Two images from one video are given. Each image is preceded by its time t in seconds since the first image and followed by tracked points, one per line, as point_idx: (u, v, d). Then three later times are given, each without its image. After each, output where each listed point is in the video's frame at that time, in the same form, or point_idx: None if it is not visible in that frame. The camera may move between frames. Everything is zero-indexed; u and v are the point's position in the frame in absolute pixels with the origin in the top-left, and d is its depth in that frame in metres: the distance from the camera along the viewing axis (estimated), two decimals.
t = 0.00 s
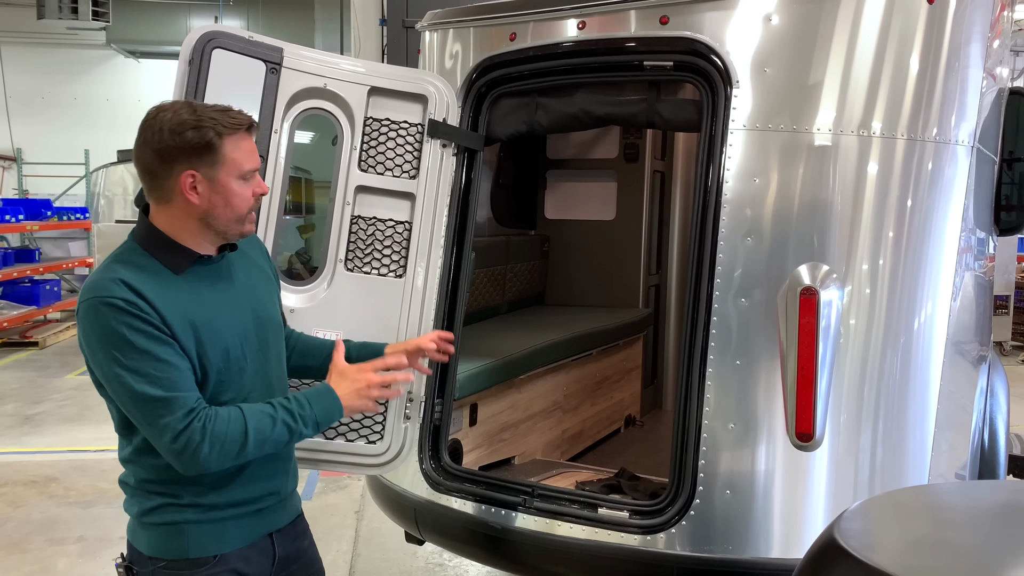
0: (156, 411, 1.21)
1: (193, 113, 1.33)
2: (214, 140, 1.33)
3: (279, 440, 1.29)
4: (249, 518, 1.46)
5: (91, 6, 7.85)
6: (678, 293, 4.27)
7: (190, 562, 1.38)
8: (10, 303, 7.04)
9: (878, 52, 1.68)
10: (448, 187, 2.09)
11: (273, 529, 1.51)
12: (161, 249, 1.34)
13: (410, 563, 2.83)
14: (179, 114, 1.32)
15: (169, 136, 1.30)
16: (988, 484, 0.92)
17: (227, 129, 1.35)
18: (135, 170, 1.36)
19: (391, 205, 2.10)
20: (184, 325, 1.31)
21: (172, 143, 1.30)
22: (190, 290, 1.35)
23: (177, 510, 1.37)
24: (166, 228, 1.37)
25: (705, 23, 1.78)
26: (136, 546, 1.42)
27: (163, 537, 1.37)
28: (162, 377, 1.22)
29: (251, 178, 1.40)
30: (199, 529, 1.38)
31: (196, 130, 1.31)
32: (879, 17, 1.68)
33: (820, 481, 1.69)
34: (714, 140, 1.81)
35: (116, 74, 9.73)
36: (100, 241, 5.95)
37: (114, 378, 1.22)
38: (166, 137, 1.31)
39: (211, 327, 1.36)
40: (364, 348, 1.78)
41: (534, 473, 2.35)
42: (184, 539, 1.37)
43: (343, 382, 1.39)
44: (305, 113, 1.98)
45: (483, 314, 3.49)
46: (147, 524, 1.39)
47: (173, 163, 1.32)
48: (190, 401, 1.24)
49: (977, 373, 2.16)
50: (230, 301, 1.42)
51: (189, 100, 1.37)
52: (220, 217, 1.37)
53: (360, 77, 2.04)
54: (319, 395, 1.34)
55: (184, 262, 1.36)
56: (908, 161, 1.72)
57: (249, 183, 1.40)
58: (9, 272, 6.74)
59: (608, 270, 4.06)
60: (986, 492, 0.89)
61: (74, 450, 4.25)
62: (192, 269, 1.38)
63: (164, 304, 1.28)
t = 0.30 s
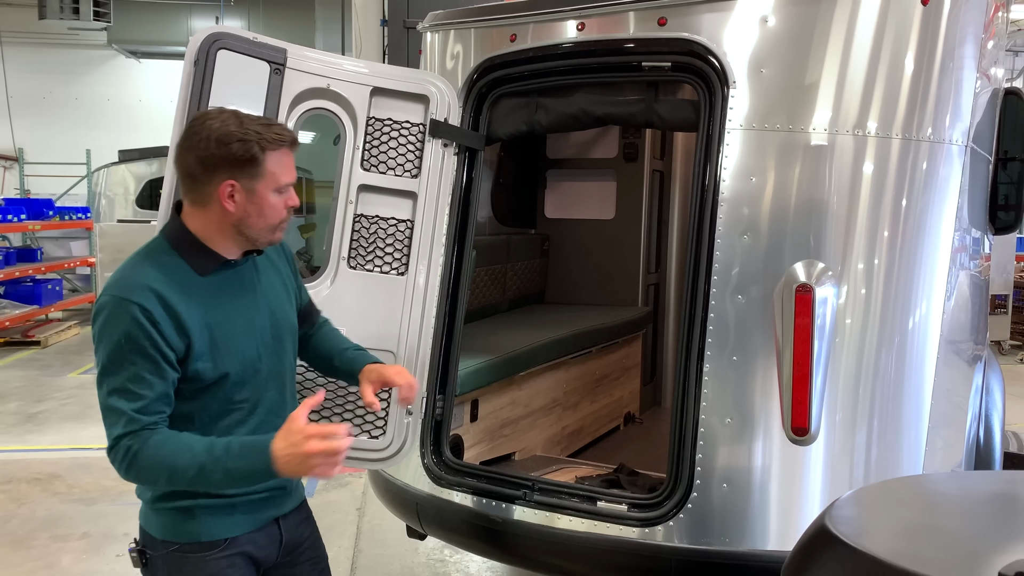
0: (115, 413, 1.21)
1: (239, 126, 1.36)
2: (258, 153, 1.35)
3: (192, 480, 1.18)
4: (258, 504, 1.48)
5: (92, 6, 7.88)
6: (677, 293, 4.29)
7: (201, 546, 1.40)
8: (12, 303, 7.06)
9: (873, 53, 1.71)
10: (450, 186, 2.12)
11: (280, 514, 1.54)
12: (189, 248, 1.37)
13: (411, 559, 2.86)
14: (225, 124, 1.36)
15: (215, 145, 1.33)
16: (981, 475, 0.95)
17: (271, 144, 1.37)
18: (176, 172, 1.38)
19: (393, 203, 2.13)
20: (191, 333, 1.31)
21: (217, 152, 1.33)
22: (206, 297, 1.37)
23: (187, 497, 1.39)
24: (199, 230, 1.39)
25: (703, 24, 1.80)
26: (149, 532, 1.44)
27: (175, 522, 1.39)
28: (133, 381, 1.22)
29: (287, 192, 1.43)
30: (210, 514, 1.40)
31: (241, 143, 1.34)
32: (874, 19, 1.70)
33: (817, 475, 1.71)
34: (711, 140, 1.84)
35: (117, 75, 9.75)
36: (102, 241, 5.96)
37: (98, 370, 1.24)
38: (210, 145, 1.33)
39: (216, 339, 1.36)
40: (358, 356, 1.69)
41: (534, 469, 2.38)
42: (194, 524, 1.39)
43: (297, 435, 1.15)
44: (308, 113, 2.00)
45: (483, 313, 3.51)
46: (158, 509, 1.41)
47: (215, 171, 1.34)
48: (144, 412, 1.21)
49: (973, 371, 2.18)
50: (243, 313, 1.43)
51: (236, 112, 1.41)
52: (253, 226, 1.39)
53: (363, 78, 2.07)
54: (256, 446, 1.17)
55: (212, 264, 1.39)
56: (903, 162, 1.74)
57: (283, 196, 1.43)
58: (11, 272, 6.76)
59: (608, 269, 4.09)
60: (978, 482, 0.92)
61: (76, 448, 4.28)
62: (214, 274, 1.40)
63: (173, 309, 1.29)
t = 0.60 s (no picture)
0: (134, 382, 1.26)
1: (304, 132, 1.41)
2: (319, 159, 1.40)
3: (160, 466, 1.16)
4: (287, 488, 1.49)
5: (94, 7, 7.91)
6: (677, 291, 4.33)
7: (232, 527, 1.42)
8: (15, 302, 7.10)
9: (868, 54, 1.74)
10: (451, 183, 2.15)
11: (303, 498, 1.53)
12: (240, 241, 1.41)
13: (413, 553, 2.89)
14: (291, 128, 1.42)
15: (279, 147, 1.38)
16: (976, 463, 0.98)
17: (331, 151, 1.42)
18: (238, 169, 1.43)
19: (396, 202, 2.16)
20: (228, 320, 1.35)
21: (281, 153, 1.38)
22: (248, 286, 1.40)
23: (222, 479, 1.41)
24: (253, 224, 1.43)
25: (700, 25, 1.84)
26: (181, 512, 1.46)
27: (206, 504, 1.41)
28: (156, 357, 1.26)
29: (340, 197, 1.47)
30: (241, 497, 1.42)
31: (305, 147, 1.38)
32: (868, 20, 1.74)
33: (811, 469, 1.75)
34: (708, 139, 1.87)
35: (119, 75, 9.78)
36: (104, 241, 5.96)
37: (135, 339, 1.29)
38: (275, 146, 1.39)
39: (248, 332, 1.38)
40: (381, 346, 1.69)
41: (535, 463, 2.41)
42: (226, 506, 1.41)
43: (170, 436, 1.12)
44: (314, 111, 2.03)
45: (484, 310, 3.54)
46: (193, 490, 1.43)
47: (277, 170, 1.39)
48: (152, 389, 1.24)
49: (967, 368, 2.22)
50: (278, 314, 1.44)
51: (301, 117, 1.47)
52: (304, 226, 1.43)
53: (367, 78, 2.10)
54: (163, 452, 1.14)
55: (259, 257, 1.42)
56: (898, 161, 1.78)
57: (336, 201, 1.46)
58: (14, 271, 6.80)
59: (608, 268, 4.12)
60: (968, 470, 0.95)
61: (80, 445, 4.32)
62: (257, 269, 1.43)
63: (210, 297, 1.32)
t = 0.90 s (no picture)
0: (229, 386, 1.29)
1: (331, 121, 1.46)
2: (351, 142, 1.45)
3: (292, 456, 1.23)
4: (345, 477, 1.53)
5: (95, 8, 7.94)
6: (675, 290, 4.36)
7: (292, 514, 1.46)
8: (18, 302, 7.14)
9: (860, 56, 1.78)
10: (451, 183, 2.20)
11: (359, 488, 1.57)
12: (294, 237, 1.44)
13: (414, 549, 2.93)
14: (319, 120, 1.46)
15: (313, 139, 1.43)
16: (967, 453, 1.01)
17: (360, 134, 1.47)
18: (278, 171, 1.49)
19: (397, 201, 2.20)
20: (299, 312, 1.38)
21: (316, 145, 1.43)
22: (310, 278, 1.43)
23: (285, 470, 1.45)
24: (303, 220, 1.47)
25: (696, 28, 1.87)
26: (245, 496, 1.51)
27: (270, 489, 1.45)
28: (244, 358, 1.29)
29: (377, 177, 1.51)
30: (305, 484, 1.46)
31: (336, 134, 1.43)
32: (860, 23, 1.77)
33: (804, 463, 1.78)
34: (703, 139, 1.91)
35: (120, 76, 9.81)
36: (108, 240, 6.01)
37: (215, 346, 1.32)
38: (308, 139, 1.43)
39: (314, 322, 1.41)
40: (446, 347, 1.70)
41: (534, 458, 2.45)
42: (288, 495, 1.45)
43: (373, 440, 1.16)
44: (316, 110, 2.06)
45: (484, 308, 3.58)
46: (258, 479, 1.46)
47: (314, 162, 1.44)
48: (248, 387, 1.29)
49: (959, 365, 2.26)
50: (340, 301, 1.47)
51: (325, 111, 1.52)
52: (351, 210, 1.47)
53: (368, 79, 2.14)
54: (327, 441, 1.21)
55: (314, 250, 1.45)
56: (889, 161, 1.81)
57: (375, 181, 1.51)
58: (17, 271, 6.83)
59: (607, 267, 4.16)
60: (959, 460, 0.99)
61: (83, 443, 4.35)
62: (312, 261, 1.45)
63: (278, 293, 1.34)
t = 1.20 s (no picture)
0: (320, 377, 1.36)
1: (349, 113, 1.53)
2: (373, 130, 1.52)
3: (401, 419, 1.45)
4: (396, 458, 1.62)
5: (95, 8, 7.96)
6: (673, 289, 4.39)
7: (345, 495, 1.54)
8: (19, 300, 7.17)
9: (854, 57, 1.80)
10: (450, 182, 2.24)
11: (405, 470, 1.66)
12: (337, 230, 1.50)
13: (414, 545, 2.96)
14: (338, 113, 1.53)
15: (338, 134, 1.50)
16: (961, 447, 1.03)
17: (378, 120, 1.55)
18: (308, 172, 1.56)
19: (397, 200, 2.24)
20: (360, 299, 1.48)
21: (342, 139, 1.50)
22: (360, 268, 1.51)
23: (343, 454, 1.54)
24: (341, 213, 1.54)
25: (692, 29, 1.89)
26: (296, 480, 1.58)
27: (329, 472, 1.53)
28: (328, 348, 1.37)
29: (398, 159, 1.59)
30: (360, 465, 1.55)
31: (358, 125, 1.51)
32: (854, 24, 1.79)
33: (799, 457, 1.81)
34: (699, 138, 1.93)
35: (121, 75, 9.84)
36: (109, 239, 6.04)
37: (297, 344, 1.38)
38: (332, 135, 1.50)
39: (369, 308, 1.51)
40: (505, 350, 1.87)
41: (533, 454, 2.48)
42: (345, 476, 1.54)
43: (444, 381, 1.60)
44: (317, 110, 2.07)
45: (483, 306, 3.61)
46: (314, 463, 1.55)
47: (344, 156, 1.51)
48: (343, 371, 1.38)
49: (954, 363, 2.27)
50: (387, 286, 1.58)
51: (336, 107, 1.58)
52: (384, 195, 1.55)
53: (368, 80, 2.16)
54: (432, 393, 1.53)
55: (356, 241, 1.52)
56: (884, 160, 1.83)
57: (397, 163, 1.59)
58: (18, 270, 6.84)
59: (605, 266, 4.18)
60: (951, 453, 1.01)
61: (84, 441, 4.38)
62: (355, 252, 1.52)
63: (337, 285, 1.43)
